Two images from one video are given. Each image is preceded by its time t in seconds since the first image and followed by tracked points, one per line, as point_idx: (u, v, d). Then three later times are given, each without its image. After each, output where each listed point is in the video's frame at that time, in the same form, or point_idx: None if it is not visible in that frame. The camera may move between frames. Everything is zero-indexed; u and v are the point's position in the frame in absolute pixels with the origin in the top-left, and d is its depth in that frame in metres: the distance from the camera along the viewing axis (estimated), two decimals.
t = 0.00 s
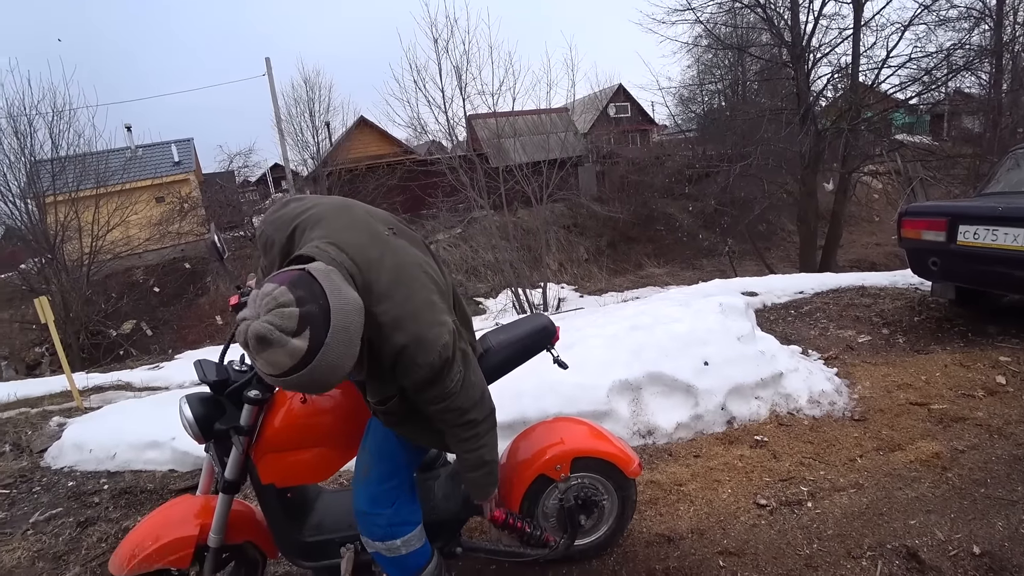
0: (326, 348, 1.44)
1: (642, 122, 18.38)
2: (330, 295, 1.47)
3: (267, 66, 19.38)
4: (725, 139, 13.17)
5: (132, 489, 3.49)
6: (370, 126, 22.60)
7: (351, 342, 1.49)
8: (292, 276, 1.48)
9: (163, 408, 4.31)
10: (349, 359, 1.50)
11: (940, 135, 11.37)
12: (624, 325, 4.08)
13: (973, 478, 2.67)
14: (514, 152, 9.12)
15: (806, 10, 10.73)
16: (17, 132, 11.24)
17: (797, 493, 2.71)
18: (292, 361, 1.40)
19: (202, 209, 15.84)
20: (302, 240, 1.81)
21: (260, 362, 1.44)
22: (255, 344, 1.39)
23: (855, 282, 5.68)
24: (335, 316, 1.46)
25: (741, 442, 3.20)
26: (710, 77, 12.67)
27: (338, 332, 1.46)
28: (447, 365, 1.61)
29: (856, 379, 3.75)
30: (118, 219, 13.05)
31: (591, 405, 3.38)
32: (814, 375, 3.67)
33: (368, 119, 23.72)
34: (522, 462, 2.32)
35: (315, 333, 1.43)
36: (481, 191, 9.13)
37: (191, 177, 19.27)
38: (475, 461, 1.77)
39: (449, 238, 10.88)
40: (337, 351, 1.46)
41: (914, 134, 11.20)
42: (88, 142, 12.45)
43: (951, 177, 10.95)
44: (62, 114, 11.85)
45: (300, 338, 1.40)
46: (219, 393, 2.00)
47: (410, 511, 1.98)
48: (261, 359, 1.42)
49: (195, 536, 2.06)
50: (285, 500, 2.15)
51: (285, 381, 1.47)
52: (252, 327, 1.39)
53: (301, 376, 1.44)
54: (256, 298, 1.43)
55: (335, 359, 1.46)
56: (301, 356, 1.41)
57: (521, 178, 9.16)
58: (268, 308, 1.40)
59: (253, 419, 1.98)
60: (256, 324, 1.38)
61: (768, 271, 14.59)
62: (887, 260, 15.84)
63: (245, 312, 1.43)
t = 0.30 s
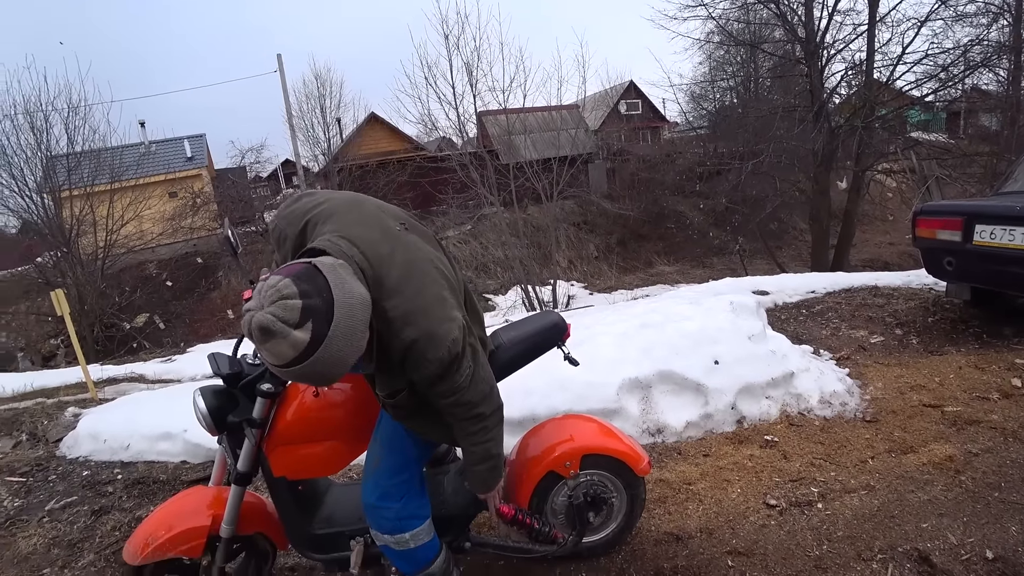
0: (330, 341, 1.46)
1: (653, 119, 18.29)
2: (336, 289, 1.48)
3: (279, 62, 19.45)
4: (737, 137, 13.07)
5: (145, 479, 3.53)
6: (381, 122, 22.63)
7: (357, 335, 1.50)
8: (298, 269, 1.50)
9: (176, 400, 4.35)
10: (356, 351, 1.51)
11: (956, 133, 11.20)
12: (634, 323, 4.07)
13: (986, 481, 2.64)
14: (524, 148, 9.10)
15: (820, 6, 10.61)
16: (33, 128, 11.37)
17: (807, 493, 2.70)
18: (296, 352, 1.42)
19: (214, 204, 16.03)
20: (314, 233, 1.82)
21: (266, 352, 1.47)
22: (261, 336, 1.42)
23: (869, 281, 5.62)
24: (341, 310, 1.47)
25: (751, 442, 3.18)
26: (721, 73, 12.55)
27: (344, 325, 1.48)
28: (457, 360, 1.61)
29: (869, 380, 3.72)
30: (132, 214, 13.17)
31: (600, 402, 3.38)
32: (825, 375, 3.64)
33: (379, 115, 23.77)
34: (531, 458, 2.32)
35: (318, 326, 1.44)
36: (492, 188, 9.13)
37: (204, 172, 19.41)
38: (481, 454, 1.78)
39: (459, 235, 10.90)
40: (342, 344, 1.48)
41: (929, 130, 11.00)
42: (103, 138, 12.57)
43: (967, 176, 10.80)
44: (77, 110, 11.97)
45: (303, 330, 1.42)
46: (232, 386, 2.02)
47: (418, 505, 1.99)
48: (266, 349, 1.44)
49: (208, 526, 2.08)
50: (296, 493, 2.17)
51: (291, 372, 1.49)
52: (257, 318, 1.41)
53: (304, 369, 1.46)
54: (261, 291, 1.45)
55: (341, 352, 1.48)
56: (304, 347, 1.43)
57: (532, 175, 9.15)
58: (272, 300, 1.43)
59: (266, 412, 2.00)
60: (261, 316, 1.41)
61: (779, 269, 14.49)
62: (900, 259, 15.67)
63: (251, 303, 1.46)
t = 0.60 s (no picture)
0: (362, 335, 1.48)
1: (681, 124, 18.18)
2: (369, 285, 1.51)
3: (309, 63, 19.74)
4: (765, 143, 12.92)
5: (172, 468, 3.61)
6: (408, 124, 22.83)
7: (389, 329, 1.52)
8: (332, 264, 1.53)
9: (204, 391, 4.44)
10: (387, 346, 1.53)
11: (995, 142, 10.87)
12: (659, 329, 4.04)
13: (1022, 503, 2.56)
14: (550, 151, 9.10)
15: (854, 10, 10.43)
16: (74, 124, 11.73)
17: (833, 508, 2.65)
18: (331, 345, 1.45)
19: (245, 201, 15.91)
20: (347, 230, 1.85)
21: (300, 344, 1.50)
22: (296, 327, 1.45)
23: (900, 293, 5.51)
24: (373, 306, 1.49)
25: (775, 453, 3.14)
26: (751, 79, 12.69)
27: (376, 321, 1.50)
28: (483, 359, 1.62)
29: (899, 394, 3.64)
30: (165, 209, 13.49)
31: (623, 408, 3.37)
32: (853, 388, 3.57)
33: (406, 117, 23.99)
34: (552, 462, 2.32)
35: (350, 320, 1.47)
36: (517, 190, 9.15)
37: (235, 170, 19.81)
38: (502, 453, 1.78)
39: (484, 236, 10.94)
40: (373, 339, 1.50)
41: (968, 139, 10.56)
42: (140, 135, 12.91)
43: (1006, 186, 10.49)
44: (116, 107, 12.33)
45: (336, 323, 1.45)
46: (261, 379, 2.06)
47: (440, 503, 2.00)
48: (300, 341, 1.47)
49: (232, 516, 2.12)
50: (319, 487, 2.20)
51: (324, 365, 1.52)
52: (292, 310, 1.44)
53: (337, 361, 1.49)
54: (296, 284, 1.49)
55: (372, 347, 1.50)
56: (337, 341, 1.46)
57: (558, 178, 9.15)
58: (307, 294, 1.45)
59: (293, 406, 2.04)
60: (296, 309, 1.44)
61: (807, 278, 14.25)
62: (934, 271, 15.29)
63: (287, 296, 1.49)
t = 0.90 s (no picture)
0: (393, 330, 1.49)
1: (712, 129, 17.99)
2: (401, 281, 1.52)
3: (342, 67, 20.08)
4: (799, 148, 12.69)
5: (202, 460, 3.68)
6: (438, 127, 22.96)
7: (419, 326, 1.53)
8: (365, 260, 1.55)
9: (235, 386, 4.53)
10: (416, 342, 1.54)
11: None
12: (687, 337, 3.99)
13: None
14: (579, 155, 9.07)
15: (894, 12, 10.22)
16: (118, 126, 12.13)
17: (866, 527, 2.57)
18: (361, 339, 1.46)
19: (278, 201, 16.32)
20: (381, 229, 1.87)
21: (332, 338, 1.51)
22: (329, 321, 1.47)
23: (939, 305, 5.34)
24: (403, 302, 1.50)
25: (806, 467, 3.07)
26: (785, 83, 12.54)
27: (406, 316, 1.51)
28: (512, 361, 1.62)
29: (937, 410, 3.52)
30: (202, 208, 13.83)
31: (650, 416, 3.32)
32: (889, 402, 3.47)
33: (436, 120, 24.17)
34: (578, 468, 2.30)
35: (382, 315, 1.48)
36: (546, 194, 9.14)
37: (269, 171, 20.22)
38: (528, 458, 1.77)
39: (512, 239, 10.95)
40: (403, 335, 1.50)
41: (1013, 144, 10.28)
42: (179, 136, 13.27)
43: None
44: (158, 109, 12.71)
45: (367, 318, 1.46)
46: (293, 376, 2.09)
47: (466, 506, 2.00)
48: (333, 335, 1.49)
49: (261, 509, 2.15)
50: (346, 484, 2.22)
51: (355, 360, 1.53)
52: (326, 305, 1.46)
53: (366, 355, 1.50)
54: (330, 279, 1.50)
55: (401, 343, 1.51)
56: (367, 335, 1.47)
57: (586, 182, 9.13)
58: (341, 288, 1.47)
59: (323, 403, 2.06)
60: (330, 303, 1.45)
61: (840, 287, 13.90)
62: (975, 283, 14.78)
63: (320, 291, 1.51)
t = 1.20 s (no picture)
0: (416, 314, 1.48)
1: (739, 133, 17.75)
2: (426, 266, 1.51)
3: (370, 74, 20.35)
4: (830, 153, 12.45)
5: (228, 457, 3.72)
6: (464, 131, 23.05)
7: (442, 312, 1.52)
8: (391, 246, 1.55)
9: (261, 385, 4.58)
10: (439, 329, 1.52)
11: None
12: (713, 344, 3.92)
13: None
14: (605, 160, 9.01)
15: (930, 13, 9.96)
16: (153, 131, 12.47)
17: (897, 544, 2.48)
18: (385, 321, 1.45)
19: (306, 204, 16.60)
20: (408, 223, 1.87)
21: (356, 320, 1.50)
22: (352, 301, 1.46)
23: (977, 316, 5.16)
24: (427, 287, 1.49)
25: (834, 481, 2.97)
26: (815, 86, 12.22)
27: (429, 302, 1.49)
28: (535, 356, 1.60)
29: (975, 425, 3.39)
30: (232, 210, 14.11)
31: (674, 423, 3.26)
32: (923, 416, 3.35)
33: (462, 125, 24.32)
34: (600, 475, 2.27)
35: (406, 297, 1.47)
36: (571, 199, 9.11)
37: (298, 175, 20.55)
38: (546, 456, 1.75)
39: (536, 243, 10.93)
40: (425, 319, 1.49)
41: None
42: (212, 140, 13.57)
43: None
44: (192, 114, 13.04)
45: (390, 299, 1.45)
46: (318, 376, 2.10)
47: (488, 510, 1.97)
48: (357, 317, 1.48)
49: (283, 507, 2.16)
50: (368, 485, 2.21)
51: (377, 342, 1.52)
52: (350, 285, 1.46)
53: (389, 337, 1.48)
54: (356, 262, 1.50)
55: (424, 327, 1.49)
56: (389, 317, 1.45)
57: (612, 186, 9.06)
58: (366, 270, 1.47)
59: (347, 404, 2.06)
60: (354, 284, 1.45)
61: (873, 295, 13.53)
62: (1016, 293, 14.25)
63: (345, 273, 1.51)
